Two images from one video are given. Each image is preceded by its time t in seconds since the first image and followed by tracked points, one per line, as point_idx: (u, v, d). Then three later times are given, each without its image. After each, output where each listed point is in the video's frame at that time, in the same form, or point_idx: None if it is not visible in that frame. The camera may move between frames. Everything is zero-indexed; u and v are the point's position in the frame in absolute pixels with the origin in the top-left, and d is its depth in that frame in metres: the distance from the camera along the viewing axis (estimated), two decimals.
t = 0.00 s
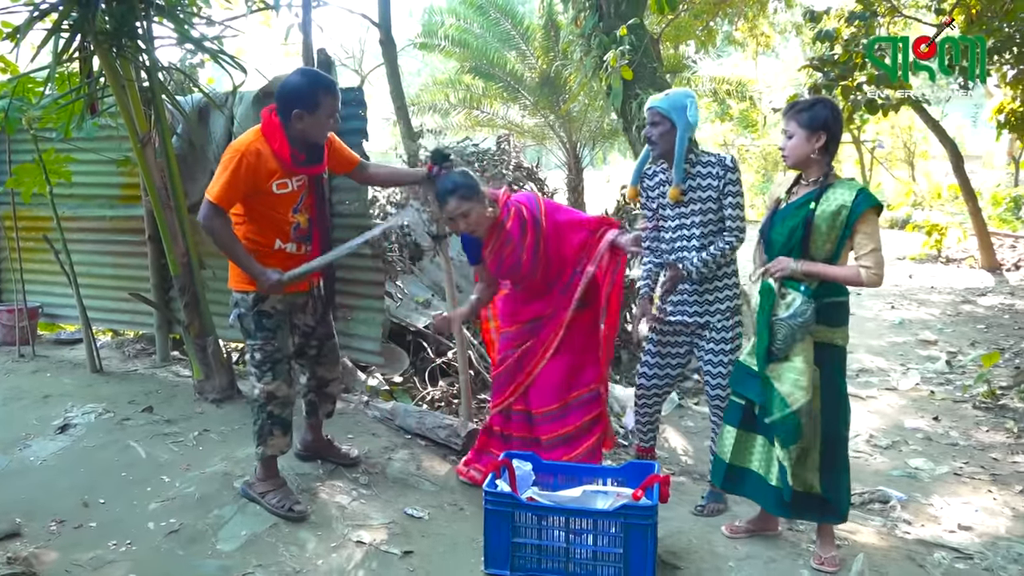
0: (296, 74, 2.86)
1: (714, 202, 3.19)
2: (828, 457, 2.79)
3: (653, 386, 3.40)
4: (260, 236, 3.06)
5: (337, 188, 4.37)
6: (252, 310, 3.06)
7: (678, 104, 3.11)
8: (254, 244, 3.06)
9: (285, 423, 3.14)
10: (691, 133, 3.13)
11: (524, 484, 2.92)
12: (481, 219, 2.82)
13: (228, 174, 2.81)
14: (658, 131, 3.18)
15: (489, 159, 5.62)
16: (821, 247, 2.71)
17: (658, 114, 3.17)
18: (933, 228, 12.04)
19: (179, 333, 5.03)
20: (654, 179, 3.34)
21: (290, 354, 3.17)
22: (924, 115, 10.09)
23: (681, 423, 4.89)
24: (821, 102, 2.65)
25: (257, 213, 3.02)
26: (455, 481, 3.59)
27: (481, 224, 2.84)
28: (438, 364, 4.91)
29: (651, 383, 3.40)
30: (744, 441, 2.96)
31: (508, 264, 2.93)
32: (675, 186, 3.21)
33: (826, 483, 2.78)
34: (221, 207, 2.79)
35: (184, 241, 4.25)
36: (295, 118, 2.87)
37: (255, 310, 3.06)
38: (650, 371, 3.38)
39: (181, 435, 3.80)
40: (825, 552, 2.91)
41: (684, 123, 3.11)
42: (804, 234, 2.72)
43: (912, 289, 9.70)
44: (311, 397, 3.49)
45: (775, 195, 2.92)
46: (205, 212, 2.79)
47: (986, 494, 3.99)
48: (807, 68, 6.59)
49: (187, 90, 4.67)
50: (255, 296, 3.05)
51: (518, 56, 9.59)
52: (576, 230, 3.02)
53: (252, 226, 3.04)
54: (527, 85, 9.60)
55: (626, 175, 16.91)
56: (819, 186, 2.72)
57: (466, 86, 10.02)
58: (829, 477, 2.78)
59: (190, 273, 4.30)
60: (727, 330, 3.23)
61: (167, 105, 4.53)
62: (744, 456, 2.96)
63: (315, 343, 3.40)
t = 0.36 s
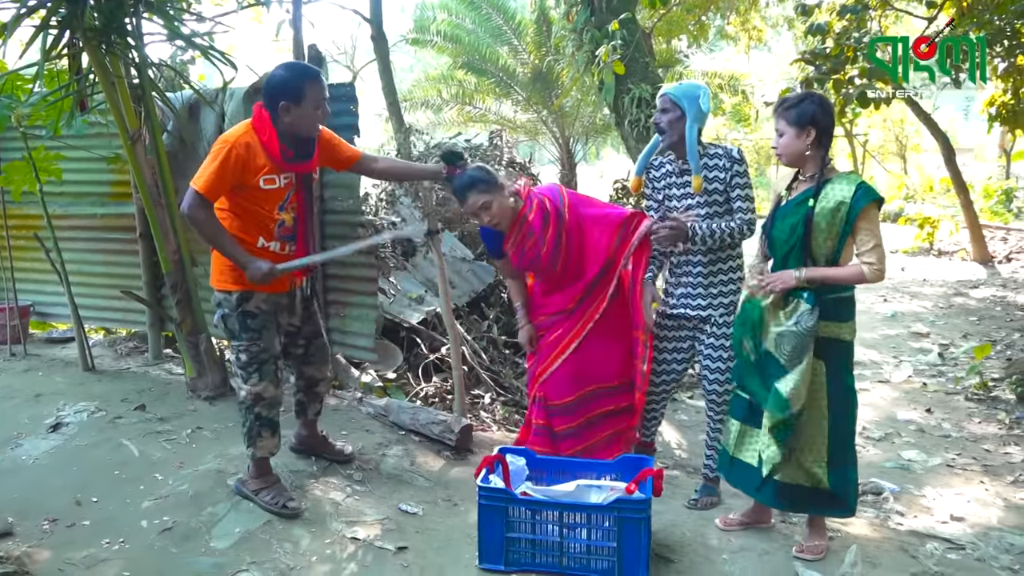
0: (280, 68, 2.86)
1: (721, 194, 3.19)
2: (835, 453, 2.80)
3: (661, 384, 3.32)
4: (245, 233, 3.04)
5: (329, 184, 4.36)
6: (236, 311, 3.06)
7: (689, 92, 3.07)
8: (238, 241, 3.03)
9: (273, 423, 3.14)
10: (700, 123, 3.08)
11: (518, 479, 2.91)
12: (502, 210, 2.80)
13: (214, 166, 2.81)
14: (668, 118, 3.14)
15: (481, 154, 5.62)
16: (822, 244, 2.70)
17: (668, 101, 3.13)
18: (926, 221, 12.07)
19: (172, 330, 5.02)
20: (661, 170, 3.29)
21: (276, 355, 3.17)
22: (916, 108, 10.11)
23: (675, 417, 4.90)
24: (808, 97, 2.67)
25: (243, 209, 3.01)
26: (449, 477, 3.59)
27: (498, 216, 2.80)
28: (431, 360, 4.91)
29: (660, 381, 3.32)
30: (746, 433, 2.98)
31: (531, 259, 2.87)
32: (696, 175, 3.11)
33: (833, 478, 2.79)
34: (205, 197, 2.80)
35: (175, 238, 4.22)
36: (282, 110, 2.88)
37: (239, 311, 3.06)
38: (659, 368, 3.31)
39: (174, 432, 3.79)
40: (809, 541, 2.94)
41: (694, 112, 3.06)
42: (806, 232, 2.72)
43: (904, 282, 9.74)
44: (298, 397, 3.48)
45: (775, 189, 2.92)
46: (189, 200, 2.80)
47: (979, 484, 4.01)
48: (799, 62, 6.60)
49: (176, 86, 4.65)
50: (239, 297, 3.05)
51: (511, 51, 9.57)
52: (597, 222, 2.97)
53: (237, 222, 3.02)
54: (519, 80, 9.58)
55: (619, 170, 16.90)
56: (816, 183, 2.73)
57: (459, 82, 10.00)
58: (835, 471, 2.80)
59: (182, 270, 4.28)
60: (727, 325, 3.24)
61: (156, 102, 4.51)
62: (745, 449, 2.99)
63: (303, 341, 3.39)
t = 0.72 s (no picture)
0: (281, 73, 2.84)
1: (715, 184, 3.19)
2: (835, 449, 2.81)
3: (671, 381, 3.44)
4: (261, 242, 3.00)
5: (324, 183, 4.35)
6: (264, 324, 2.99)
7: (664, 94, 3.09)
8: (256, 250, 2.99)
9: (297, 434, 3.10)
10: (681, 121, 3.11)
11: (515, 476, 2.92)
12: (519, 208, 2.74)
13: (219, 174, 2.82)
14: (649, 123, 3.16)
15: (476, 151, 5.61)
16: (810, 242, 2.71)
17: (646, 106, 3.16)
18: (921, 216, 12.09)
19: (167, 329, 5.01)
20: (650, 172, 3.32)
21: (306, 369, 3.09)
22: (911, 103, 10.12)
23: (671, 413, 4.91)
24: (797, 98, 2.68)
25: (257, 217, 2.98)
26: (445, 474, 3.59)
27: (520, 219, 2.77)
28: (428, 357, 4.91)
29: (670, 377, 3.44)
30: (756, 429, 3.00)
31: (556, 251, 2.82)
32: (666, 173, 3.19)
33: (833, 476, 2.79)
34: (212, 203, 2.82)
35: (169, 236, 4.22)
36: (285, 114, 2.86)
37: (268, 325, 2.99)
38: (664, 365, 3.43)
39: (169, 431, 3.78)
40: (805, 536, 2.96)
41: (675, 113, 3.09)
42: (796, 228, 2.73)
43: (900, 277, 9.75)
44: (320, 420, 3.28)
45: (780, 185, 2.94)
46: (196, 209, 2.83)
47: (974, 478, 4.02)
48: (794, 58, 6.60)
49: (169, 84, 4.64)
50: (266, 310, 2.98)
51: (506, 48, 9.55)
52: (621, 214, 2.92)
53: (253, 230, 2.99)
54: (514, 77, 9.56)
55: (614, 165, 16.88)
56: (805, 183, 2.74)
57: (454, 79, 9.97)
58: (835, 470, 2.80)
59: (176, 269, 4.26)
60: (729, 318, 3.23)
61: (150, 100, 4.49)
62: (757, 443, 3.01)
63: (326, 356, 3.23)
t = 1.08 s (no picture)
0: (305, 68, 2.80)
1: (717, 184, 3.20)
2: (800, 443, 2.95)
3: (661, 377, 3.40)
4: (286, 241, 2.96)
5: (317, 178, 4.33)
6: (289, 323, 2.96)
7: (673, 89, 3.07)
8: (283, 250, 2.95)
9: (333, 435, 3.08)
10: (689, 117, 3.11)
11: (507, 472, 2.93)
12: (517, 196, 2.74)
13: (243, 174, 2.76)
14: (656, 119, 3.16)
15: (470, 147, 5.61)
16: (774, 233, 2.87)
17: (653, 102, 3.14)
18: (915, 211, 12.11)
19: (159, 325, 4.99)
20: (655, 165, 3.31)
21: (332, 366, 3.05)
22: (905, 99, 10.15)
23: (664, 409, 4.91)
24: (803, 101, 2.76)
25: (281, 217, 2.94)
26: (438, 470, 3.59)
27: (504, 206, 2.74)
28: (421, 353, 4.90)
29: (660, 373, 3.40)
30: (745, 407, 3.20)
31: (558, 242, 2.85)
32: (676, 173, 3.20)
33: (783, 465, 2.96)
34: (239, 208, 2.77)
35: (161, 232, 4.16)
36: (308, 111, 2.83)
37: (292, 323, 2.96)
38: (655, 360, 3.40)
39: (161, 428, 3.77)
40: (787, 524, 3.05)
41: (682, 108, 3.09)
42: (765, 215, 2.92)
43: (893, 273, 9.78)
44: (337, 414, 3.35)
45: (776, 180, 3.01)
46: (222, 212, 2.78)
47: (966, 473, 4.04)
48: (788, 53, 6.60)
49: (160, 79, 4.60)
50: (293, 309, 2.95)
51: (500, 43, 9.52)
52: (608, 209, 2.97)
53: (276, 230, 2.95)
54: (509, 72, 9.54)
55: (609, 161, 16.86)
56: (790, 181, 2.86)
57: (449, 74, 9.94)
58: (789, 461, 2.96)
59: (168, 265, 4.23)
60: (726, 316, 3.25)
61: (142, 95, 4.45)
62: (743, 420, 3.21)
63: (348, 355, 3.26)
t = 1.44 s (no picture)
0: (301, 59, 2.80)
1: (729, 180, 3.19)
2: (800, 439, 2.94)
3: (657, 373, 3.38)
4: (289, 240, 2.93)
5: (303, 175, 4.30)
6: (292, 324, 2.92)
7: (688, 84, 3.06)
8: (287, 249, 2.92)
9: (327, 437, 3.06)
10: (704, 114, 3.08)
11: (494, 469, 2.93)
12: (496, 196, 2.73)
13: (252, 173, 2.71)
14: (671, 114, 3.13)
15: (458, 143, 5.60)
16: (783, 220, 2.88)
17: (668, 97, 3.13)
18: (902, 208, 12.17)
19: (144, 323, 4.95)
20: (668, 161, 3.26)
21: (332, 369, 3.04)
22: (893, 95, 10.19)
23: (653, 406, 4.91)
24: (808, 96, 2.80)
25: (285, 215, 2.90)
26: (425, 468, 3.58)
27: (483, 201, 2.72)
28: (409, 350, 4.89)
29: (656, 369, 3.38)
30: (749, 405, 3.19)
31: (539, 243, 2.83)
32: (695, 170, 3.11)
33: (788, 460, 2.96)
34: (248, 209, 2.71)
35: (146, 228, 4.12)
36: (309, 104, 2.83)
37: (294, 324, 2.92)
38: (653, 355, 3.37)
39: (146, 426, 3.73)
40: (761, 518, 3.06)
41: (697, 104, 3.06)
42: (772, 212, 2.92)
43: (880, 269, 9.82)
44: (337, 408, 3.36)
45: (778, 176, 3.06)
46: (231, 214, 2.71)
47: (952, 469, 4.06)
48: (776, 50, 6.62)
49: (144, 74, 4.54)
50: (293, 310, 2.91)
51: (489, 39, 9.49)
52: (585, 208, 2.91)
53: (278, 229, 2.91)
54: (497, 68, 9.51)
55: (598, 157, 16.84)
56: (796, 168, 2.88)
57: (437, 70, 9.91)
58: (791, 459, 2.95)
59: (153, 262, 4.18)
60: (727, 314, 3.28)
61: (126, 90, 4.40)
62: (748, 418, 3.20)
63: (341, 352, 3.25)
